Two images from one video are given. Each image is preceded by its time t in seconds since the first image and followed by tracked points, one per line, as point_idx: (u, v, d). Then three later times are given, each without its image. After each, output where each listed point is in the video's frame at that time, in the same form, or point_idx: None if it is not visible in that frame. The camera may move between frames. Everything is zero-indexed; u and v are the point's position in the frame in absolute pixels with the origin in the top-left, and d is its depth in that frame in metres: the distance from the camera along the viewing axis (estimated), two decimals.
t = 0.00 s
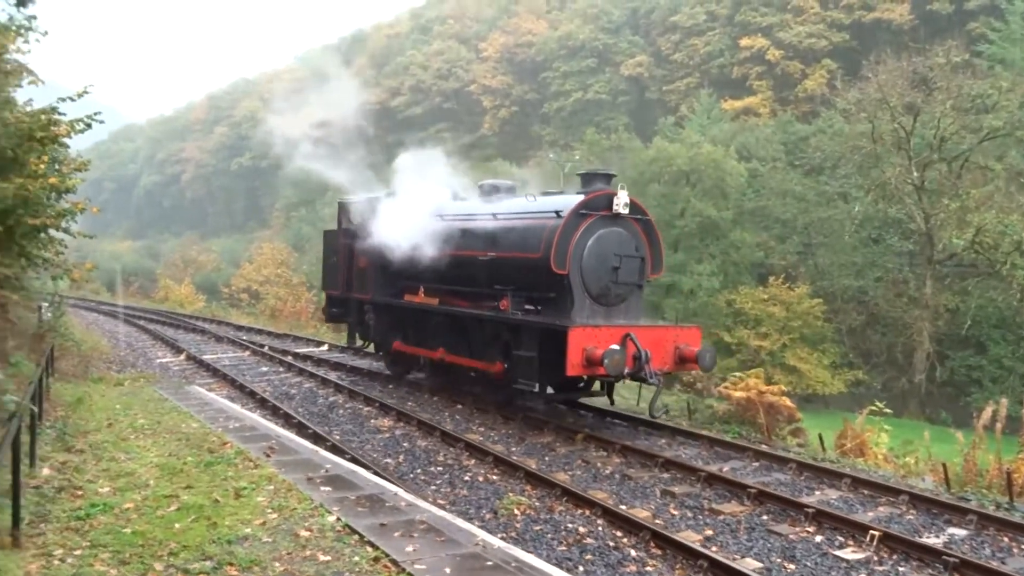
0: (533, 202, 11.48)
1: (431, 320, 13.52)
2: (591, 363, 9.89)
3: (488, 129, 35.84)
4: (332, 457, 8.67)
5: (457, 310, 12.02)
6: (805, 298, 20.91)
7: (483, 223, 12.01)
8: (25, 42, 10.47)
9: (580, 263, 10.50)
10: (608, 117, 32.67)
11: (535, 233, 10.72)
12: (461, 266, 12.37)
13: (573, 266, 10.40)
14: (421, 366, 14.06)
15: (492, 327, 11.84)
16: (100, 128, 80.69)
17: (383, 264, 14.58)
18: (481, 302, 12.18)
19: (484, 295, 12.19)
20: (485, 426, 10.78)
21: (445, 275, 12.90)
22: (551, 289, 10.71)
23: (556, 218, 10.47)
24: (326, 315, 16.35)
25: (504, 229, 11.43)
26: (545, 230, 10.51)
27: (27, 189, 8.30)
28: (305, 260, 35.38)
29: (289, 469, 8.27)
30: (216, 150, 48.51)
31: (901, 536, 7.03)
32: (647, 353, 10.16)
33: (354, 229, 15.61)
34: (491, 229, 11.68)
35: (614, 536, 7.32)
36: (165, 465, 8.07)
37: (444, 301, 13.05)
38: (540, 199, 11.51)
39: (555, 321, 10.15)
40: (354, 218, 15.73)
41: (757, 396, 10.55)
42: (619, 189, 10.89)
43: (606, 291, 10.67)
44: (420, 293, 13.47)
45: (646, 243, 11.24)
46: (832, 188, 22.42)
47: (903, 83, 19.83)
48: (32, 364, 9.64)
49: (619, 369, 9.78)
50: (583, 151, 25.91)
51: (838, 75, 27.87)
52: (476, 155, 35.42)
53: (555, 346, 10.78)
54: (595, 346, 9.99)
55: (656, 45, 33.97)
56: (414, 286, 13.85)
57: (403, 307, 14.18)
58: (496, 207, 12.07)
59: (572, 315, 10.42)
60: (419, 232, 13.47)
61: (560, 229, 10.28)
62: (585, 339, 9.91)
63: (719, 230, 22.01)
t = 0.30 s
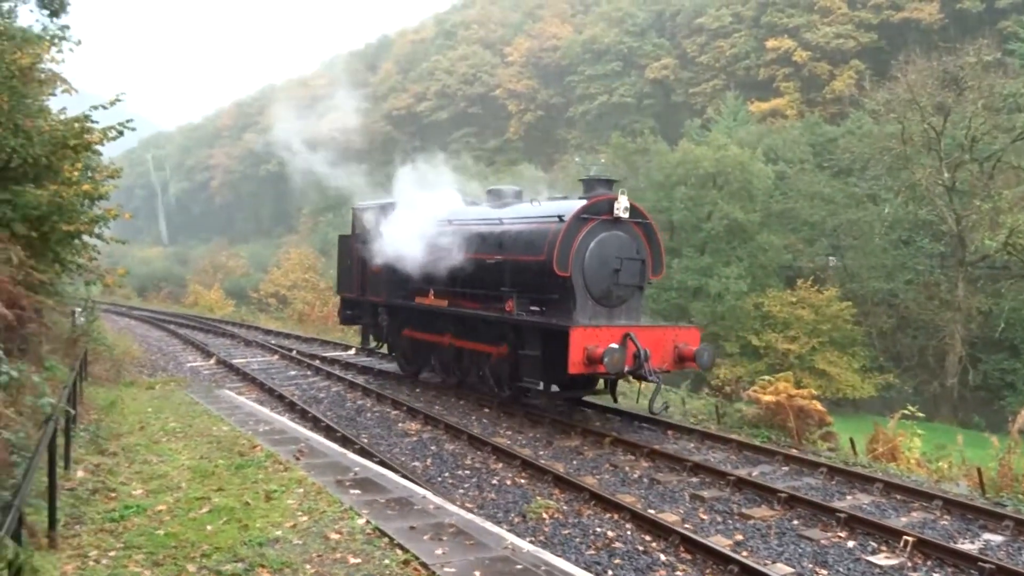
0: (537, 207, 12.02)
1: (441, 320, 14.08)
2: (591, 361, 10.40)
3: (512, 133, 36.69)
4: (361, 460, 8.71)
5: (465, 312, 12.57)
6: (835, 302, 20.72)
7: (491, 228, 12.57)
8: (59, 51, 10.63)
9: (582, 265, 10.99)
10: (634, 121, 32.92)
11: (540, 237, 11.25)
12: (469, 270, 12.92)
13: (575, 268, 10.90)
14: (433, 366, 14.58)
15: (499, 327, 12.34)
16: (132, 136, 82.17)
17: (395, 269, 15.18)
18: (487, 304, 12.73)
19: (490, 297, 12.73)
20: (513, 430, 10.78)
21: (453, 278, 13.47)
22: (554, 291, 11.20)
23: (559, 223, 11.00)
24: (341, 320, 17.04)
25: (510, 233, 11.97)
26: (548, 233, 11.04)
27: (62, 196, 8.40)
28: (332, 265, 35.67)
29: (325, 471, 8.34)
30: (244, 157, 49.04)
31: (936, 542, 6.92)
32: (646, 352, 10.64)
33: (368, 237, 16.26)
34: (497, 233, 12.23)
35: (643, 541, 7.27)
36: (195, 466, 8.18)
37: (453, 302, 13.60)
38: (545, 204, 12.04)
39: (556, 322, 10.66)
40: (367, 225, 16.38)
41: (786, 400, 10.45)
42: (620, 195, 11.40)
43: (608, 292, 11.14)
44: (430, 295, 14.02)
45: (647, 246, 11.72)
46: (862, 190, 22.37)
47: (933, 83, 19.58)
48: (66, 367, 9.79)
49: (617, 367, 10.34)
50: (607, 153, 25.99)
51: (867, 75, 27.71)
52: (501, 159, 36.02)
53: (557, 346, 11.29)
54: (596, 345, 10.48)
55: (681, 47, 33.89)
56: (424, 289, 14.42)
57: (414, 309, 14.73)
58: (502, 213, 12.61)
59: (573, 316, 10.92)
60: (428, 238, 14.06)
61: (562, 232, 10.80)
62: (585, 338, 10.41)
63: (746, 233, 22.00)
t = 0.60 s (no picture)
0: (545, 210, 12.37)
1: (452, 321, 14.36)
2: (595, 360, 10.67)
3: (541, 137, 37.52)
4: (392, 462, 8.76)
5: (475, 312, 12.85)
6: (868, 305, 21.23)
7: (500, 230, 12.89)
8: (94, 58, 10.80)
9: (587, 267, 11.34)
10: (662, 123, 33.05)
11: (546, 240, 11.59)
12: (478, 271, 13.26)
13: (580, 270, 11.26)
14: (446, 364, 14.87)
15: (508, 326, 12.64)
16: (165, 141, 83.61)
17: (407, 272, 15.46)
18: (496, 304, 13.01)
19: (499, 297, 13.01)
20: (542, 432, 10.76)
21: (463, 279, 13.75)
22: (561, 292, 11.53)
23: (564, 226, 11.34)
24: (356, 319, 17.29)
25: (518, 236, 12.30)
26: (554, 236, 11.39)
27: (98, 200, 8.55)
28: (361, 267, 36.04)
29: (318, 473, 8.28)
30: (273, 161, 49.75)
31: (974, 549, 6.81)
32: (649, 350, 10.93)
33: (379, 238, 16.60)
34: (505, 236, 12.58)
35: (675, 545, 7.21)
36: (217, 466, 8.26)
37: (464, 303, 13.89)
38: (552, 208, 12.39)
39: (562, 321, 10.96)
40: (379, 229, 16.65)
41: (818, 404, 10.36)
42: (624, 198, 11.73)
43: (612, 292, 11.49)
44: (441, 295, 14.31)
45: (651, 248, 12.04)
46: (894, 193, 22.93)
47: (967, 82, 19.38)
48: (102, 369, 9.94)
49: (621, 366, 10.61)
50: (636, 156, 26.43)
51: (900, 76, 27.68)
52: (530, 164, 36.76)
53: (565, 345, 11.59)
54: (600, 344, 10.75)
55: (710, 49, 33.79)
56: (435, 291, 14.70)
57: (426, 310, 15.02)
58: (511, 217, 13.01)
59: (578, 315, 11.25)
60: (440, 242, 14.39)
61: (568, 236, 11.15)
62: (590, 337, 10.68)
63: (777, 235, 22.24)
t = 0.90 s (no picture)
0: (554, 213, 12.62)
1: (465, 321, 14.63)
2: (599, 358, 10.88)
3: (569, 138, 37.62)
4: (421, 462, 8.81)
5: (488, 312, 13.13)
6: (900, 308, 21.74)
7: (511, 233, 13.16)
8: (130, 61, 10.98)
9: (593, 267, 11.54)
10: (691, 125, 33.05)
11: (554, 242, 11.82)
12: (488, 272, 13.59)
13: (587, 271, 11.47)
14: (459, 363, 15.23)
15: (517, 326, 12.97)
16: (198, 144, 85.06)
17: (421, 274, 15.66)
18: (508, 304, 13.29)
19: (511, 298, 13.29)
20: (571, 434, 10.73)
21: (476, 280, 14.03)
22: (569, 292, 11.76)
23: (571, 229, 11.58)
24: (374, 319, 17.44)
25: (528, 238, 12.57)
26: (562, 238, 11.63)
27: (133, 201, 8.70)
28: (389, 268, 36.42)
29: (318, 473, 8.27)
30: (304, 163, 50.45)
31: (1011, 558, 6.68)
32: (652, 348, 11.06)
33: (392, 238, 16.92)
34: (516, 238, 12.85)
35: (704, 549, 7.15)
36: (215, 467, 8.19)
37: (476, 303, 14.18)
38: (561, 211, 12.63)
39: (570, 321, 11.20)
40: (393, 230, 16.85)
41: (851, 408, 10.23)
42: (630, 201, 11.93)
43: (618, 293, 11.66)
44: (453, 296, 14.67)
45: (656, 250, 12.20)
46: (927, 195, 23.47)
47: (1003, 82, 19.16)
48: (135, 368, 10.09)
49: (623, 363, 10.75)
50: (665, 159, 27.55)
51: (933, 76, 27.63)
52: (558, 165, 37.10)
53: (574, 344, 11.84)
54: (605, 342, 10.96)
55: (740, 49, 33.73)
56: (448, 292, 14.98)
57: (439, 310, 15.29)
58: (522, 219, 13.26)
59: (586, 315, 11.47)
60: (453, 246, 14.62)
61: (575, 238, 11.38)
62: (594, 336, 10.90)
63: (808, 238, 23.16)
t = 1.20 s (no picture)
0: (562, 216, 12.87)
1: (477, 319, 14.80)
2: (603, 354, 11.12)
3: (595, 138, 37.68)
4: (449, 461, 8.84)
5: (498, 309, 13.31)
6: (931, 310, 21.65)
7: (520, 234, 13.38)
8: (162, 63, 11.12)
9: (598, 267, 11.79)
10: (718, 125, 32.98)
11: (560, 242, 12.08)
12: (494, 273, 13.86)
13: (592, 271, 11.72)
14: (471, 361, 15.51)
15: (527, 323, 13.15)
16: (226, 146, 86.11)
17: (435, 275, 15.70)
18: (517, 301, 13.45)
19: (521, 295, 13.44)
20: (598, 435, 10.70)
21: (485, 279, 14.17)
22: (576, 291, 11.98)
23: (577, 230, 11.83)
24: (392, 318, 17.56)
25: (536, 239, 12.80)
26: (567, 239, 11.89)
27: (164, 201, 8.83)
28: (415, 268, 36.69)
29: (318, 473, 8.25)
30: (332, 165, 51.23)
31: None
32: (655, 345, 11.28)
33: (402, 243, 17.25)
34: (525, 239, 13.06)
35: (733, 552, 7.09)
36: (215, 467, 8.14)
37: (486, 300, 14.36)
38: (568, 213, 12.88)
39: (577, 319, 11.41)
40: (406, 231, 16.97)
41: (881, 411, 10.12)
42: (634, 203, 12.16)
43: (623, 292, 11.89)
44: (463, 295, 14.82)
45: (661, 250, 12.41)
46: (961, 195, 23.61)
47: None
48: (167, 367, 10.21)
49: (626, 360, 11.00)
50: (692, 157, 27.70)
51: (966, 74, 27.53)
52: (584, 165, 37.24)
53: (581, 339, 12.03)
54: (609, 338, 11.19)
55: (768, 49, 33.65)
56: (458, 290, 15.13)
57: (453, 309, 15.43)
58: (530, 221, 13.50)
59: (592, 313, 11.70)
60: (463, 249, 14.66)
61: (580, 238, 11.65)
62: (599, 332, 11.13)
63: (837, 239, 22.99)
